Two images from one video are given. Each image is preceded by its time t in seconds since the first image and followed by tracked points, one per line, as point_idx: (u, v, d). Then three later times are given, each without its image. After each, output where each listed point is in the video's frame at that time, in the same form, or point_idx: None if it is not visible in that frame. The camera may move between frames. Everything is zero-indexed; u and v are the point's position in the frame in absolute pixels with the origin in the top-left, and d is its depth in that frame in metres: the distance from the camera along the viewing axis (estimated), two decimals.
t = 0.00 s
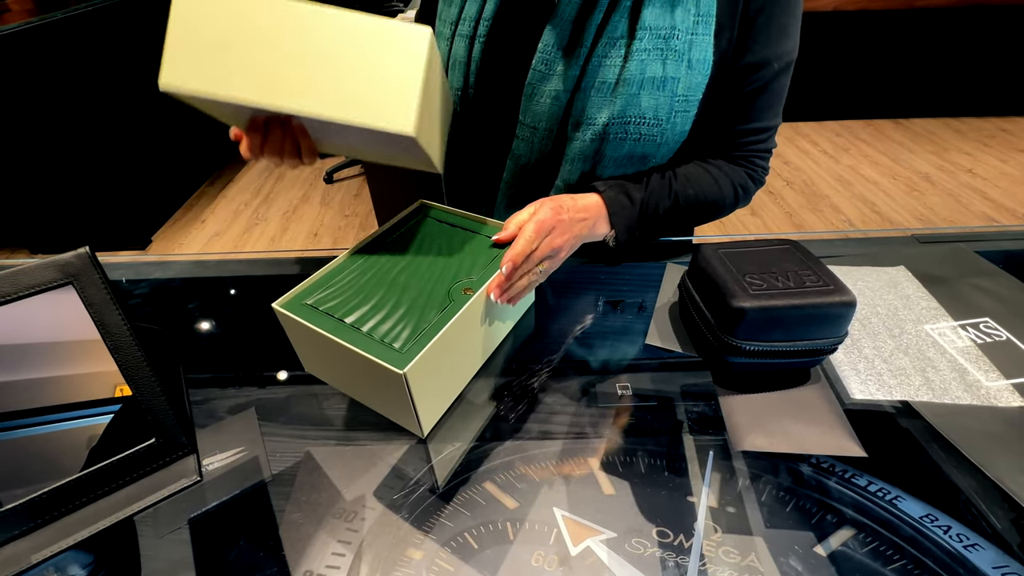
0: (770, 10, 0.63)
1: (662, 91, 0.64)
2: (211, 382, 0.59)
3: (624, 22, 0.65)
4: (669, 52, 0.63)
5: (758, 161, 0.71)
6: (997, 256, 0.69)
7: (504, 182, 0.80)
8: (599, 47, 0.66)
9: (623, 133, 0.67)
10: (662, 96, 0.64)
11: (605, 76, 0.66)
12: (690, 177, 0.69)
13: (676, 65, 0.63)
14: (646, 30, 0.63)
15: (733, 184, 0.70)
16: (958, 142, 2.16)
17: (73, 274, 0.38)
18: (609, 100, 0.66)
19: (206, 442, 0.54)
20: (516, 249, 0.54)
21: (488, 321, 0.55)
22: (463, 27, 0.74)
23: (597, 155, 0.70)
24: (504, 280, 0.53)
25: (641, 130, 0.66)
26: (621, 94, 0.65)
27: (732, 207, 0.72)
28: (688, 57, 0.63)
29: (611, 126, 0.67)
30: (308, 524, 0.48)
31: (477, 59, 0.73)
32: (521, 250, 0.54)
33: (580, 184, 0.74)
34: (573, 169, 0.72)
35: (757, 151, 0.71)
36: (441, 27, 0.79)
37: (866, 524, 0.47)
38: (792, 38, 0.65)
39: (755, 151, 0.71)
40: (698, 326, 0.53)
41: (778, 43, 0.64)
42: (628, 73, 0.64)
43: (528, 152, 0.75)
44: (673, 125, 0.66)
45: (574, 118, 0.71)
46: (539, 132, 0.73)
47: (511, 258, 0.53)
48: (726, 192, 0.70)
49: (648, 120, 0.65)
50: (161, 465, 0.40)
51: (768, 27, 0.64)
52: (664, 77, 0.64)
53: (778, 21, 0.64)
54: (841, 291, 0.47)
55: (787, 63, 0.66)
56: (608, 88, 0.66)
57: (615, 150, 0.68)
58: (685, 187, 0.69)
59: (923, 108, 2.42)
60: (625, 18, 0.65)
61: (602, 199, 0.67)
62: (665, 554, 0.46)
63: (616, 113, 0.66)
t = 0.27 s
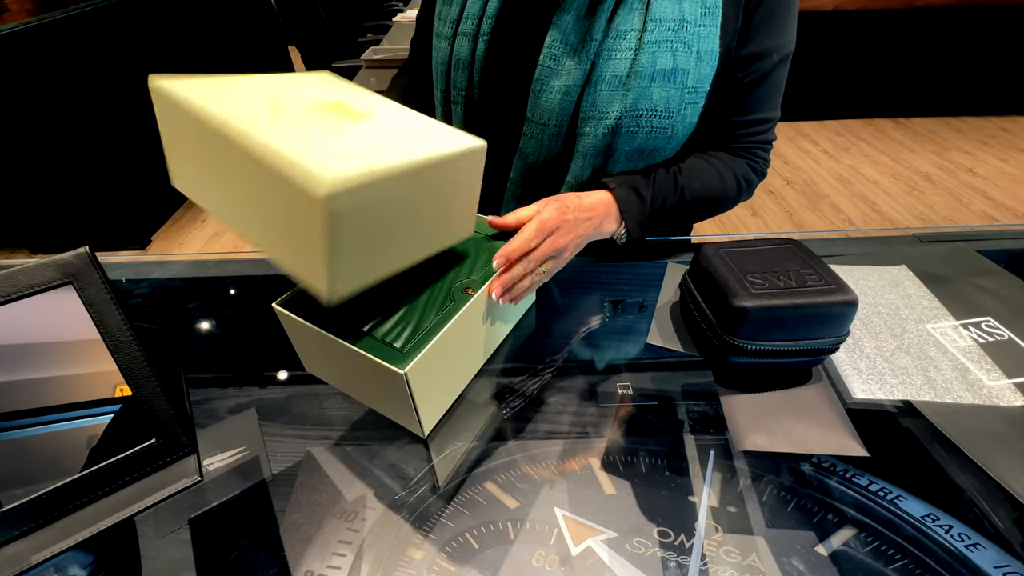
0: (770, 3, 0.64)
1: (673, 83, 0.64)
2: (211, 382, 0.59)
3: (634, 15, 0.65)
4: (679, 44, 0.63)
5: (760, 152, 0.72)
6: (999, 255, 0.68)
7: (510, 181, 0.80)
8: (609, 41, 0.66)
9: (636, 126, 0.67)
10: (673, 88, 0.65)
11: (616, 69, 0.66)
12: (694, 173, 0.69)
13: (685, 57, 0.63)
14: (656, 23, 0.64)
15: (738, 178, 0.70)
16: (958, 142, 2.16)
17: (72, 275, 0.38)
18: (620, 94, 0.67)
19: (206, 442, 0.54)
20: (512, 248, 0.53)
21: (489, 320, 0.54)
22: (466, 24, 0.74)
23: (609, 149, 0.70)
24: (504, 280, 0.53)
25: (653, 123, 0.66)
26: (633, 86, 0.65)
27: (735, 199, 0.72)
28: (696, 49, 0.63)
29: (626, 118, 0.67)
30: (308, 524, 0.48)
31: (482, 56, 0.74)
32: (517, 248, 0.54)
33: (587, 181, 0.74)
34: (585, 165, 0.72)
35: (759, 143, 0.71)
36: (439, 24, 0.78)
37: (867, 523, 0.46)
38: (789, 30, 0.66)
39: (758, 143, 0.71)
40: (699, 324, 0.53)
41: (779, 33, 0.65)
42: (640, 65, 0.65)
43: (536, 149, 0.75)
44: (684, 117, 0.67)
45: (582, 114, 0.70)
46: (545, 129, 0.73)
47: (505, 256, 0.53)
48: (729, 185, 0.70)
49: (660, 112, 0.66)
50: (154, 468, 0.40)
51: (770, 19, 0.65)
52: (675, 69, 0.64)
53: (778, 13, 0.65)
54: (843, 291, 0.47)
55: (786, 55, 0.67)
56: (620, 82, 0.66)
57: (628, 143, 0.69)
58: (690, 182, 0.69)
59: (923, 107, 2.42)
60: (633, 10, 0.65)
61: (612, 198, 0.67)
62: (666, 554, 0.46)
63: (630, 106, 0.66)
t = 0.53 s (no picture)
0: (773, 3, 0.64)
1: (676, 84, 0.64)
2: (212, 383, 0.59)
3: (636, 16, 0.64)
4: (681, 46, 0.63)
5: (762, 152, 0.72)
6: (1000, 255, 0.68)
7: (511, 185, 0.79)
8: (611, 43, 0.65)
9: (638, 128, 0.67)
10: (675, 90, 0.64)
11: (618, 71, 0.65)
12: (705, 168, 0.69)
13: (688, 58, 0.63)
14: (658, 24, 0.64)
15: (743, 177, 0.70)
16: (959, 141, 2.16)
17: (72, 275, 0.38)
18: (623, 95, 0.66)
19: (207, 443, 0.54)
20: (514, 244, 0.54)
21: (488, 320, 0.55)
22: (466, 27, 0.74)
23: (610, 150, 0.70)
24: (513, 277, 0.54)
25: (655, 124, 0.66)
26: (635, 88, 0.65)
27: (741, 198, 0.72)
28: (699, 50, 0.63)
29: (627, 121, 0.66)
30: (309, 525, 0.48)
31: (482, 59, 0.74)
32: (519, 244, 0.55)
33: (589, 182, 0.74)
34: (587, 167, 0.71)
35: (761, 144, 0.71)
36: (442, 27, 0.79)
37: (868, 523, 0.46)
38: (791, 31, 0.66)
39: (760, 144, 0.71)
40: (699, 323, 0.53)
41: (781, 34, 0.65)
42: (642, 67, 0.64)
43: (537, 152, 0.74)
44: (685, 118, 0.67)
45: (584, 116, 0.70)
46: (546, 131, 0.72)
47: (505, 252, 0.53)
48: (737, 182, 0.70)
49: (663, 114, 0.66)
50: (158, 468, 0.40)
51: (773, 20, 0.65)
52: (677, 70, 0.64)
53: (780, 14, 0.65)
54: (845, 291, 0.47)
55: (788, 55, 0.66)
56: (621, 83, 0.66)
57: (630, 145, 0.68)
58: (701, 177, 0.68)
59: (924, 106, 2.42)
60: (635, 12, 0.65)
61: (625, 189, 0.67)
62: (667, 555, 0.45)
63: (632, 108, 0.66)
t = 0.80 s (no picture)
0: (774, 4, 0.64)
1: (676, 85, 0.64)
2: (210, 384, 0.58)
3: (636, 16, 0.64)
4: (682, 46, 0.63)
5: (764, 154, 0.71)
6: (1001, 254, 0.68)
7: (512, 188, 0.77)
8: (611, 43, 0.65)
9: (638, 129, 0.67)
10: (676, 91, 0.64)
11: (618, 73, 0.65)
12: (713, 166, 0.68)
13: (688, 59, 0.63)
14: (659, 25, 0.63)
15: (747, 177, 0.70)
16: (959, 140, 2.16)
17: (69, 278, 0.38)
18: (623, 97, 0.66)
19: (206, 445, 0.53)
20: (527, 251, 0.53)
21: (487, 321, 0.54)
22: (466, 28, 0.72)
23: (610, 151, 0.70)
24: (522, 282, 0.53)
25: (656, 125, 0.66)
26: (635, 89, 0.65)
27: (745, 198, 0.72)
28: (699, 51, 0.63)
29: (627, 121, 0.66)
30: (308, 527, 0.47)
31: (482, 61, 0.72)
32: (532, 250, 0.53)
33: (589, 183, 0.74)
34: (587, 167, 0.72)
35: (763, 144, 0.71)
36: (441, 28, 0.77)
37: (869, 524, 0.46)
38: (793, 32, 0.66)
39: (762, 145, 0.71)
40: (699, 324, 0.53)
41: (782, 34, 0.65)
42: (642, 68, 0.64)
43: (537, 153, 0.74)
44: (685, 119, 0.67)
45: (584, 117, 0.70)
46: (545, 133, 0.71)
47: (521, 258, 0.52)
48: (744, 180, 0.70)
49: (663, 115, 0.66)
50: (156, 470, 0.39)
51: (774, 21, 0.64)
52: (678, 71, 0.63)
53: (782, 14, 0.64)
54: (846, 292, 0.47)
55: (790, 57, 0.66)
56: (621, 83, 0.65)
57: (630, 147, 0.69)
58: (710, 173, 0.68)
59: (924, 106, 2.42)
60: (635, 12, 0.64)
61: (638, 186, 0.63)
62: (668, 557, 0.45)
63: (633, 109, 0.66)
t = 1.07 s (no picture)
0: (773, 7, 0.64)
1: (675, 88, 0.64)
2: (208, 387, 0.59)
3: (636, 20, 0.64)
4: (681, 50, 0.63)
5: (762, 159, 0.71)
6: (999, 255, 0.68)
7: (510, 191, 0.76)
8: (610, 47, 0.65)
9: (638, 133, 0.66)
10: (675, 94, 0.64)
11: (617, 77, 0.65)
12: (722, 171, 0.67)
13: (688, 62, 0.63)
14: (658, 28, 0.63)
15: (751, 182, 0.69)
16: (959, 140, 2.16)
17: (65, 281, 0.38)
18: (622, 101, 0.65)
19: (204, 448, 0.53)
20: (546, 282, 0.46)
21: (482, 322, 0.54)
22: (464, 32, 0.71)
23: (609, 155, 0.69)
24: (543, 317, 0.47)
25: (655, 129, 0.66)
26: (634, 93, 0.64)
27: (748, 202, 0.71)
28: (698, 54, 0.63)
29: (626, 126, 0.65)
30: (306, 530, 0.47)
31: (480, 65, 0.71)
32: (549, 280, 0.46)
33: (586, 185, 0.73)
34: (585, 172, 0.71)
35: (762, 147, 0.71)
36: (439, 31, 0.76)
37: (868, 526, 0.46)
38: (792, 34, 0.66)
39: (761, 148, 0.71)
40: (697, 326, 0.53)
41: (783, 37, 0.65)
42: (642, 71, 0.63)
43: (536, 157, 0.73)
44: (685, 122, 0.66)
45: (583, 121, 0.69)
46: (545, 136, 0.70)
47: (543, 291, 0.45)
48: (747, 182, 0.69)
49: (662, 119, 0.65)
50: (151, 474, 0.39)
51: (773, 24, 0.65)
52: (677, 74, 0.63)
53: (782, 16, 0.65)
54: (844, 293, 0.47)
55: (790, 60, 0.67)
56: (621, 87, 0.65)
57: (630, 152, 0.67)
58: (721, 180, 0.66)
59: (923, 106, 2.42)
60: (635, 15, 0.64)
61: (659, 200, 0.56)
62: (667, 560, 0.45)
63: (632, 113, 0.65)
